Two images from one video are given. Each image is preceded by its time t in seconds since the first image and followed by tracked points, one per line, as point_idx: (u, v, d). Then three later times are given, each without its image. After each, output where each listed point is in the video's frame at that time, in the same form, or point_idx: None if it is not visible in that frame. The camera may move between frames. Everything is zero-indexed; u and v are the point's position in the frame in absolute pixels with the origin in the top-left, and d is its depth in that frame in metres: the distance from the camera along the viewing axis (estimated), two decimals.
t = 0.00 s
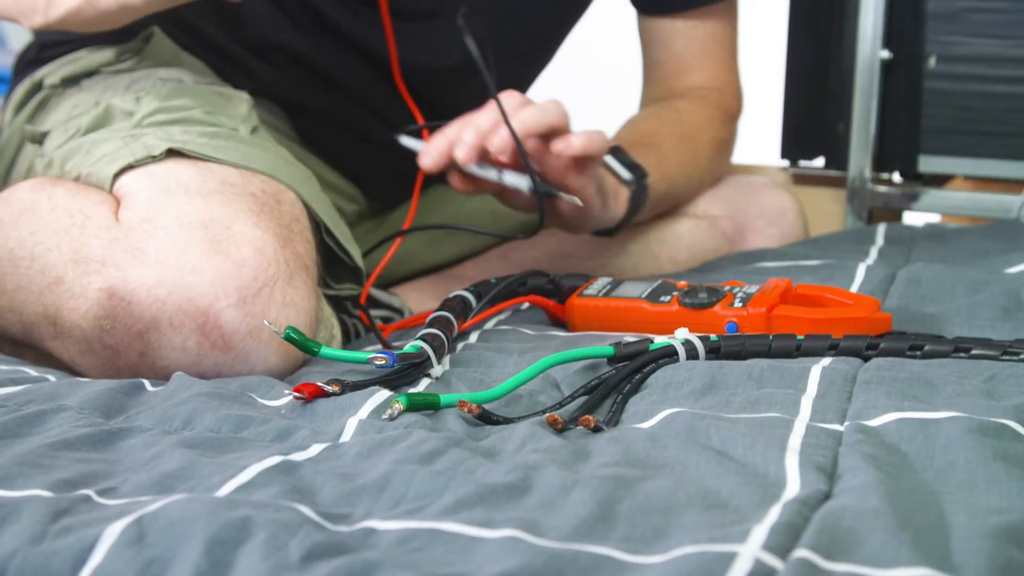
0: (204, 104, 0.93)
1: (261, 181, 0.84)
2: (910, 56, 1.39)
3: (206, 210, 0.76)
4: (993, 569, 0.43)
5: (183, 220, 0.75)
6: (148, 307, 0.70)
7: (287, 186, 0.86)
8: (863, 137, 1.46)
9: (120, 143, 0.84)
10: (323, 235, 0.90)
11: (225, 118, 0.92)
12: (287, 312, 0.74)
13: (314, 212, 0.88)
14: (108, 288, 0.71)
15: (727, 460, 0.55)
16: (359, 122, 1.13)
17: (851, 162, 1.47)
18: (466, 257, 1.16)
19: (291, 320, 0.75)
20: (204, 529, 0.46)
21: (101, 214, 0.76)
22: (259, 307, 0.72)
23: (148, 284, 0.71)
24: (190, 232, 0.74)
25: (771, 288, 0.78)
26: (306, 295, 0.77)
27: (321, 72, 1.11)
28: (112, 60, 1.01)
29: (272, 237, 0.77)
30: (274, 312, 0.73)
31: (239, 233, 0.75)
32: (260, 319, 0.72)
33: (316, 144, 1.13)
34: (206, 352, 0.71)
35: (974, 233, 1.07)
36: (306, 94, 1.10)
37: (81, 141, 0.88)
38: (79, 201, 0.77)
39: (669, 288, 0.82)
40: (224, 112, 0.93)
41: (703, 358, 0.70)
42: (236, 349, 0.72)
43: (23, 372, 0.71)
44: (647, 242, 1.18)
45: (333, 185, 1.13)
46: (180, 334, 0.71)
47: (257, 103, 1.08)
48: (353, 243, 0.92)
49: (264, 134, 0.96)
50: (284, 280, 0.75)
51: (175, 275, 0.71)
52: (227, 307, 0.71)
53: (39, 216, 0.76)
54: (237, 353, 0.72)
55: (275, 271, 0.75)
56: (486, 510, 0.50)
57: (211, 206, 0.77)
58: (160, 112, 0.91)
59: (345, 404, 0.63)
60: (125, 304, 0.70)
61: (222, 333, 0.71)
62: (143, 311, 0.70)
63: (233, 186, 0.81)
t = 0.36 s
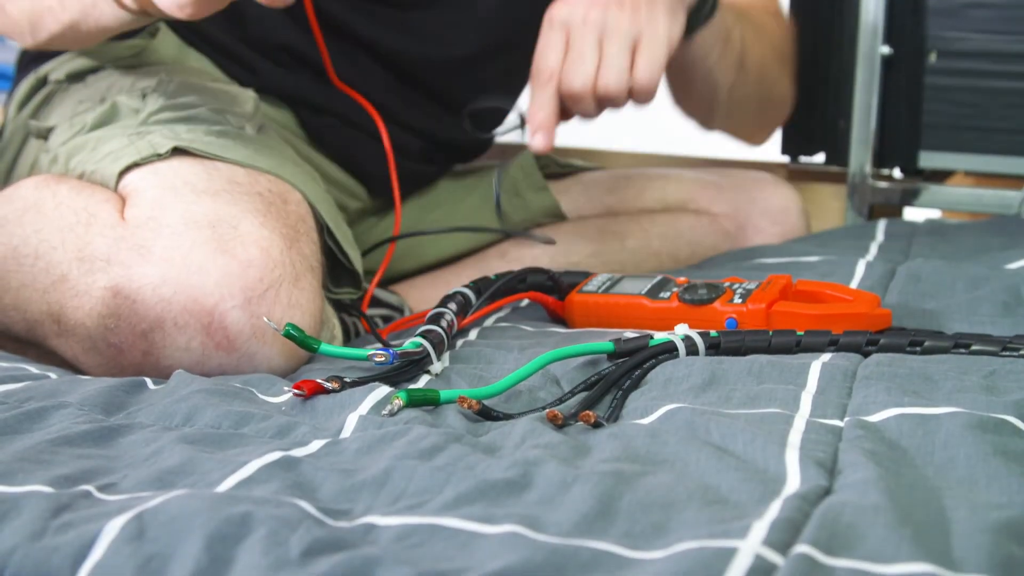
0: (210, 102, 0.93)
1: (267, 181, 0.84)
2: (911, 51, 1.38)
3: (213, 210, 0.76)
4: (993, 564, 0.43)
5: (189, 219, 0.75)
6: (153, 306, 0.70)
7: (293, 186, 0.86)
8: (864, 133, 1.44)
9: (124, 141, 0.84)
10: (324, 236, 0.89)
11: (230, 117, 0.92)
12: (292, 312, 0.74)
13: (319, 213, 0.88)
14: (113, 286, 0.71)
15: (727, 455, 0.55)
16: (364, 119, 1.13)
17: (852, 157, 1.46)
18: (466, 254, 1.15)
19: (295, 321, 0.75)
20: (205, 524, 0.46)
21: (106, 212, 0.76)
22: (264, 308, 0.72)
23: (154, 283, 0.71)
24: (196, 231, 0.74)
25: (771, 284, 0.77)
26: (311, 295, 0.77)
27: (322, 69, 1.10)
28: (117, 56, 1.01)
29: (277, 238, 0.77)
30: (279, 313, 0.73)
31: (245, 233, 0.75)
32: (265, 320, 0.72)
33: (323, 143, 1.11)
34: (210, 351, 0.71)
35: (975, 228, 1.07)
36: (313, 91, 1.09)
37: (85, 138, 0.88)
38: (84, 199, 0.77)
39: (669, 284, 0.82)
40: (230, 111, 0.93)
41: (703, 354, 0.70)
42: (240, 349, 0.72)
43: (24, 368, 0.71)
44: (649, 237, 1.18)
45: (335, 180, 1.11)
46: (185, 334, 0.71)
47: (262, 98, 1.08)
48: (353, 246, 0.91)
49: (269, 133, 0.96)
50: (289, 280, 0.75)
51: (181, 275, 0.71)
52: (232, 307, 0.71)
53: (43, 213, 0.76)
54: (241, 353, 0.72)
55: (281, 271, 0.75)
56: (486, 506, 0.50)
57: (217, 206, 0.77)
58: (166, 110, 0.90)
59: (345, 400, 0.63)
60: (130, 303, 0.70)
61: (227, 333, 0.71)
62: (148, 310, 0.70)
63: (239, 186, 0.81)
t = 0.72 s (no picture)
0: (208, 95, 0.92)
1: (266, 173, 0.84)
2: (913, 42, 1.39)
3: (211, 202, 0.76)
4: (995, 558, 0.43)
5: (187, 211, 0.75)
6: (151, 299, 0.70)
7: (291, 178, 0.86)
8: (865, 127, 1.44)
9: (122, 134, 0.84)
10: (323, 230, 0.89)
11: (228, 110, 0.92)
12: (291, 304, 0.74)
13: (316, 207, 0.88)
14: (112, 279, 0.71)
15: (728, 450, 0.55)
16: (364, 109, 1.12)
17: (852, 152, 1.45)
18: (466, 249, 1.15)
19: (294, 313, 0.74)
20: (206, 519, 0.46)
21: (104, 205, 0.76)
22: (263, 300, 0.72)
23: (152, 276, 0.71)
24: (194, 224, 0.74)
25: (772, 279, 0.77)
26: (310, 288, 0.77)
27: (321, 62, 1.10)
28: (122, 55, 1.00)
29: (275, 230, 0.77)
30: (279, 304, 0.73)
31: (243, 224, 0.75)
32: (264, 311, 0.71)
33: (323, 133, 1.10)
34: (210, 344, 0.71)
35: (977, 222, 1.07)
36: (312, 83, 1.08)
37: (83, 132, 0.88)
38: (82, 192, 0.77)
39: (669, 278, 0.82)
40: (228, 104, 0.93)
41: (704, 348, 0.70)
42: (240, 342, 0.71)
43: (24, 363, 0.71)
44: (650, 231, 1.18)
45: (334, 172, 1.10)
46: (184, 326, 0.70)
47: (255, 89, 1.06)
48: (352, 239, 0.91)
49: (268, 126, 0.96)
50: (288, 273, 0.75)
51: (179, 267, 0.71)
52: (231, 299, 0.71)
53: (42, 207, 0.76)
54: (241, 346, 0.72)
55: (279, 263, 0.75)
56: (487, 500, 0.50)
57: (215, 198, 0.77)
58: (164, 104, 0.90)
59: (346, 395, 0.62)
60: (129, 296, 0.70)
61: (226, 326, 0.71)
62: (147, 303, 0.70)
63: (237, 178, 0.81)
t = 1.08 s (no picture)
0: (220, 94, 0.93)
1: (276, 171, 0.84)
2: (921, 44, 1.40)
3: (222, 200, 0.76)
4: (1007, 557, 0.43)
5: (198, 209, 0.75)
6: (162, 298, 0.70)
7: (302, 176, 0.86)
8: (875, 126, 1.46)
9: (133, 132, 0.84)
10: (333, 228, 0.90)
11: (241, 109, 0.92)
12: (301, 302, 0.74)
13: (328, 205, 0.88)
14: (123, 277, 0.71)
15: (739, 448, 0.55)
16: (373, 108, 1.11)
17: (863, 150, 1.48)
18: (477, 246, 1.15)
19: (305, 310, 0.74)
20: (217, 516, 0.46)
21: (115, 203, 0.76)
22: (274, 298, 0.72)
23: (163, 274, 0.71)
24: (204, 222, 0.74)
25: (782, 277, 0.77)
26: (321, 285, 0.77)
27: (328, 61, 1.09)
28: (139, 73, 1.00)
29: (286, 227, 0.77)
30: (290, 302, 0.73)
31: (254, 222, 0.75)
32: (274, 309, 0.71)
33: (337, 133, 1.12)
34: (220, 342, 0.71)
35: (988, 220, 1.07)
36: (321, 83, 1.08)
37: (93, 131, 0.88)
38: (93, 191, 0.77)
39: (680, 276, 0.82)
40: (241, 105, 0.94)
41: (715, 346, 0.69)
42: (250, 340, 0.71)
43: (36, 360, 0.71)
44: (658, 231, 1.18)
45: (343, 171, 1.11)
46: (195, 324, 0.70)
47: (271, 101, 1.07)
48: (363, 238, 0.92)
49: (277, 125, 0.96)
50: (299, 270, 0.75)
51: (190, 265, 0.71)
52: (242, 297, 0.71)
53: (53, 206, 0.76)
54: (251, 344, 0.72)
55: (290, 261, 0.75)
56: (498, 498, 0.50)
57: (226, 196, 0.77)
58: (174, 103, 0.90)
59: (356, 392, 0.62)
60: (140, 294, 0.71)
61: (237, 324, 0.71)
62: (158, 301, 0.70)
63: (248, 176, 0.81)
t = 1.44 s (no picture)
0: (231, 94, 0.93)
1: (286, 171, 0.84)
2: (932, 42, 1.40)
3: (232, 200, 0.76)
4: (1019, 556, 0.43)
5: (208, 209, 0.75)
6: (172, 297, 0.70)
7: (312, 177, 0.86)
8: (886, 123, 1.45)
9: (143, 132, 0.85)
10: (343, 227, 0.90)
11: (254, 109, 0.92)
12: (311, 301, 0.74)
13: (338, 205, 0.88)
14: (133, 276, 0.71)
15: (749, 447, 0.54)
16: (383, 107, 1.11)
17: (873, 149, 1.47)
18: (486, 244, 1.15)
19: (315, 310, 0.74)
20: (226, 514, 0.46)
21: (125, 202, 0.76)
22: (283, 298, 0.72)
23: (174, 274, 0.71)
24: (214, 221, 0.74)
25: (792, 276, 0.77)
26: (330, 285, 0.77)
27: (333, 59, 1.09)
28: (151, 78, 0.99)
29: (296, 227, 0.77)
30: (300, 302, 0.73)
31: (264, 223, 0.75)
32: (284, 309, 0.71)
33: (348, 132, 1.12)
34: (230, 342, 0.71)
35: (998, 220, 1.07)
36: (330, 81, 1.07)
37: (103, 130, 0.89)
38: (103, 190, 0.77)
39: (688, 275, 0.82)
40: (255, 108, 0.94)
41: (724, 345, 0.69)
42: (260, 340, 0.71)
43: (46, 359, 0.71)
44: (665, 231, 1.18)
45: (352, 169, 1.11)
46: (205, 324, 0.70)
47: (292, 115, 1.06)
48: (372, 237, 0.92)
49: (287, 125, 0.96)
50: (308, 270, 0.75)
51: (201, 265, 0.71)
52: (252, 297, 0.71)
53: (63, 205, 0.77)
54: (260, 344, 0.72)
55: (300, 261, 0.75)
56: (507, 497, 0.50)
57: (236, 196, 0.77)
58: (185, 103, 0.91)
59: (365, 391, 0.63)
60: (150, 294, 0.71)
61: (247, 324, 0.71)
62: (168, 301, 0.70)
63: (258, 175, 0.81)
